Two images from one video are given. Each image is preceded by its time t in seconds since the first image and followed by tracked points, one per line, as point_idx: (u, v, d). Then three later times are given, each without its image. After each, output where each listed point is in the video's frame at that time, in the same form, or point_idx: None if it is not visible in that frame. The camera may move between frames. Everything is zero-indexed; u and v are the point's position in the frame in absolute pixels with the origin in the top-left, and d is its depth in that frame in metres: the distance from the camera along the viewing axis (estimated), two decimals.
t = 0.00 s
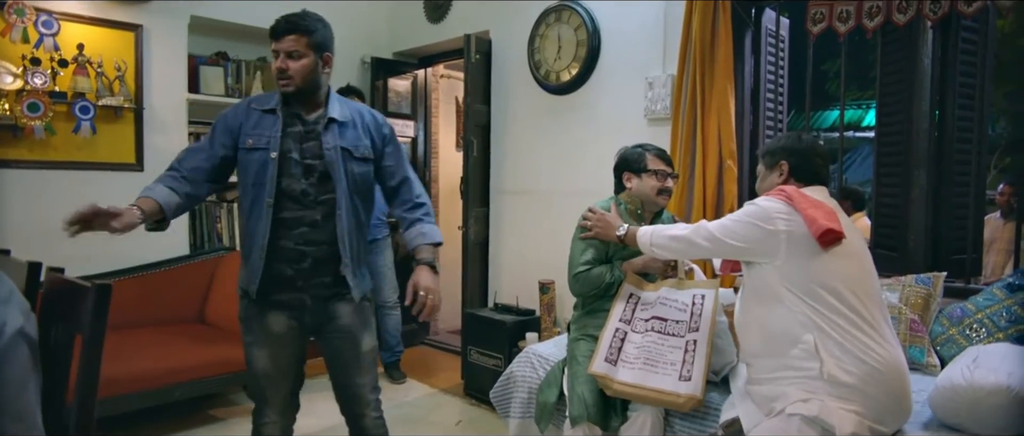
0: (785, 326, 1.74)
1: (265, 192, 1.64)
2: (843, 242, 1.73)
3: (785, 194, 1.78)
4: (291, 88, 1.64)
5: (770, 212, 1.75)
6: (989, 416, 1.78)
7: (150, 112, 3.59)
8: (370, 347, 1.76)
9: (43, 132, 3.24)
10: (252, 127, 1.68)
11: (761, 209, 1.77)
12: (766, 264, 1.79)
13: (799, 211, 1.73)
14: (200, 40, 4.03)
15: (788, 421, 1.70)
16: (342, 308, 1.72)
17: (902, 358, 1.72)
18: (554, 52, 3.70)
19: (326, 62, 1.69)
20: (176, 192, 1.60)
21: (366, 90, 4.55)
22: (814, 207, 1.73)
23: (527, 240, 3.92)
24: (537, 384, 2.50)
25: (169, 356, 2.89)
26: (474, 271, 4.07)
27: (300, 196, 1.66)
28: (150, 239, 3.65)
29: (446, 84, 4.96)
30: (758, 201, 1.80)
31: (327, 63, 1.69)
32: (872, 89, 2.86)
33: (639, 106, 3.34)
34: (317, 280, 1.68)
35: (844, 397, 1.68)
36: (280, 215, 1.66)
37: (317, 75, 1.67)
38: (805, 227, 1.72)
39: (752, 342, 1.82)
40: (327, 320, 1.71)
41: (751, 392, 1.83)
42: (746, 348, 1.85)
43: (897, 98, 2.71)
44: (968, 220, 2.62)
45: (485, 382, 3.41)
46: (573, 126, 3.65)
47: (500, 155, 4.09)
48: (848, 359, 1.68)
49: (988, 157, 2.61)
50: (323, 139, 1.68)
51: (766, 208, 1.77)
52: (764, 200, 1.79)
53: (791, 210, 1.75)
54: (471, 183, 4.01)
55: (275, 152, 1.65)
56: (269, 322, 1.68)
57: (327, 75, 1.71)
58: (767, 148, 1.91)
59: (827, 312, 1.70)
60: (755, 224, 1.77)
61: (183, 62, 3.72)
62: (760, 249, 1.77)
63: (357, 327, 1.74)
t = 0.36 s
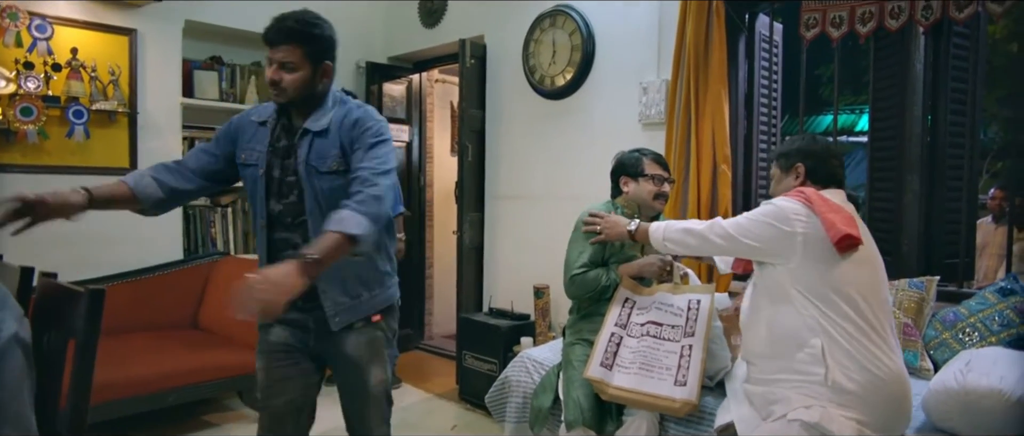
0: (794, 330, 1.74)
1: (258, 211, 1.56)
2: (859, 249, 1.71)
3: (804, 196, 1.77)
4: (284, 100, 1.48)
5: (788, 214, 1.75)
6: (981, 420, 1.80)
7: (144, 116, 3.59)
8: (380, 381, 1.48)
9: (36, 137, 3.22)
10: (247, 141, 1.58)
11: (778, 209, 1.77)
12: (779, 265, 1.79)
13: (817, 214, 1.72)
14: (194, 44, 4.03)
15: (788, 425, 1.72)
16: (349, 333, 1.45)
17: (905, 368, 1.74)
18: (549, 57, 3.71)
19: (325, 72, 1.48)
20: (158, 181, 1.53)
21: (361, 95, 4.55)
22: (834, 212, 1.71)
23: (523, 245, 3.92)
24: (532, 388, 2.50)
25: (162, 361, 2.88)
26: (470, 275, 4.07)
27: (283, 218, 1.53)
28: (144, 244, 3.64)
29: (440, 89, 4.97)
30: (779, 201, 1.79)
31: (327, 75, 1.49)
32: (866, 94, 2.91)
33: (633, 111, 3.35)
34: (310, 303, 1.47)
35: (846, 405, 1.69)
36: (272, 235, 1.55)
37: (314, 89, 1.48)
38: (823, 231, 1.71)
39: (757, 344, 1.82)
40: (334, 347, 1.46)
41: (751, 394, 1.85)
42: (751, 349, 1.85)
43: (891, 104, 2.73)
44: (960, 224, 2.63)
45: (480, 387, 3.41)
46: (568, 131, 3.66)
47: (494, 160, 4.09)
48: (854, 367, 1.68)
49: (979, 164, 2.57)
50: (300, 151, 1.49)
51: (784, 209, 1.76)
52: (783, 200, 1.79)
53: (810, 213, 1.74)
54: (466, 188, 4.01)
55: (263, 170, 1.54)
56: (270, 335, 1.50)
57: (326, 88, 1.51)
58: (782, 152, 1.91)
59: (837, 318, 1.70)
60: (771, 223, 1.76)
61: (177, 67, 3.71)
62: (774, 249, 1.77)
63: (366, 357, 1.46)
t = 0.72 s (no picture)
0: (801, 341, 1.74)
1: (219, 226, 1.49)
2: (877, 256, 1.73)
3: (824, 208, 1.75)
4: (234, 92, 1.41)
5: (814, 229, 1.72)
6: (972, 427, 1.80)
7: (138, 124, 3.58)
8: (317, 410, 1.34)
9: (29, 144, 3.21)
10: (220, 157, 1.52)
11: (804, 227, 1.73)
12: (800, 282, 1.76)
13: (840, 226, 1.71)
14: (189, 52, 4.03)
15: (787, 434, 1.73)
16: (294, 354, 1.38)
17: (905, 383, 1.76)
18: (543, 65, 3.72)
19: (271, 58, 1.37)
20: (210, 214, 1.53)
21: (356, 103, 4.55)
22: (856, 222, 1.71)
23: (517, 253, 3.91)
24: (526, 396, 2.50)
25: (155, 370, 2.86)
26: (464, 283, 4.07)
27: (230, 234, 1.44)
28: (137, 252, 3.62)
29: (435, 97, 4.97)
30: (799, 214, 1.76)
31: (275, 65, 1.37)
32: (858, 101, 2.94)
33: (628, 119, 3.36)
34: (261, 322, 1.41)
35: (847, 417, 1.70)
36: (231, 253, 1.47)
37: (264, 82, 1.38)
38: (847, 243, 1.70)
39: (760, 354, 1.82)
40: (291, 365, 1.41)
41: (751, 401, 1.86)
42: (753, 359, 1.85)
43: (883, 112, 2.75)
44: (952, 232, 2.65)
45: (475, 395, 3.40)
46: (563, 138, 3.66)
47: (489, 168, 4.10)
48: (857, 380, 1.69)
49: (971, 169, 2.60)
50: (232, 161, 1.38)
51: (808, 224, 1.73)
52: (803, 215, 1.75)
53: (832, 225, 1.72)
54: (461, 196, 4.02)
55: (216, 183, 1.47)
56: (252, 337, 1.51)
57: (280, 80, 1.40)
58: (788, 159, 1.89)
59: (845, 332, 1.71)
60: (793, 242, 1.74)
61: (172, 75, 3.71)
62: (796, 270, 1.75)
63: (308, 379, 1.37)
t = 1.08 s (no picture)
0: (800, 343, 1.75)
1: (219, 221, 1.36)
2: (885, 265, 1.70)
3: (835, 209, 1.75)
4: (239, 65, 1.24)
5: (820, 228, 1.73)
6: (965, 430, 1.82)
7: (133, 127, 3.58)
8: None
9: (23, 147, 3.20)
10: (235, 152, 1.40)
11: (810, 226, 1.75)
12: (803, 283, 1.77)
13: (848, 229, 1.71)
14: (184, 56, 4.03)
15: None
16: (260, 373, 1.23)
17: (902, 388, 1.77)
18: (539, 68, 3.72)
19: (280, 24, 1.20)
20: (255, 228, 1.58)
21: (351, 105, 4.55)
22: (864, 227, 1.70)
23: (513, 256, 3.92)
24: (521, 400, 2.50)
25: (150, 373, 2.86)
26: (460, 285, 4.08)
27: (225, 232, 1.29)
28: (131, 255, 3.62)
29: (430, 100, 4.97)
30: (809, 214, 1.77)
31: (283, 32, 1.20)
32: (853, 106, 2.96)
33: (623, 122, 3.37)
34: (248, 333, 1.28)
35: (840, 421, 1.71)
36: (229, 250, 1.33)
37: (271, 51, 1.20)
38: (853, 247, 1.70)
39: (760, 353, 1.83)
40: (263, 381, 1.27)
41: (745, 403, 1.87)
42: (752, 361, 1.86)
43: (878, 116, 2.76)
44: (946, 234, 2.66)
45: (470, 398, 3.40)
46: (558, 141, 3.66)
47: (485, 172, 4.10)
48: (853, 385, 1.70)
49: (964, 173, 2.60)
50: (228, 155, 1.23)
51: (816, 224, 1.74)
52: (812, 215, 1.77)
53: (839, 227, 1.72)
54: (456, 198, 4.02)
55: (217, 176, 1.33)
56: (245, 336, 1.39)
57: (290, 50, 1.21)
58: (815, 155, 1.91)
59: (845, 337, 1.71)
60: (799, 241, 1.75)
61: (167, 79, 3.71)
62: (798, 270, 1.76)
63: (266, 403, 1.21)
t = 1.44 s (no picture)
0: (812, 338, 1.75)
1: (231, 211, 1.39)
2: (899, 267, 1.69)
3: (854, 205, 1.75)
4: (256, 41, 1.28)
5: (836, 224, 1.73)
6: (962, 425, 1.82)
7: (129, 123, 3.57)
8: None
9: (18, 143, 3.19)
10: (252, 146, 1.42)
11: (826, 220, 1.75)
12: (815, 280, 1.77)
13: (865, 228, 1.71)
14: (181, 51, 4.02)
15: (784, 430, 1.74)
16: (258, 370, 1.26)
17: (908, 388, 1.78)
18: (536, 63, 3.72)
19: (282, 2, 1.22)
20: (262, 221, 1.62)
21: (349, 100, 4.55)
22: (882, 228, 1.69)
23: (510, 251, 3.92)
24: (519, 395, 2.49)
25: (147, 369, 2.85)
26: (457, 280, 4.08)
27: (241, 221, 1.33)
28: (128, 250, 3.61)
29: (428, 96, 4.97)
30: (829, 207, 1.77)
31: (285, 9, 1.22)
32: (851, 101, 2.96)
33: (621, 118, 3.37)
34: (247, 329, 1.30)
35: (848, 418, 1.71)
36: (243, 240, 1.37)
37: (278, 30, 1.24)
38: (868, 245, 1.70)
39: (771, 347, 1.83)
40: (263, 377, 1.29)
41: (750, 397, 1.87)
42: (762, 353, 1.86)
43: (875, 112, 2.76)
44: (943, 229, 2.67)
45: (468, 394, 3.40)
46: (556, 137, 3.66)
47: (482, 167, 4.09)
48: (863, 382, 1.70)
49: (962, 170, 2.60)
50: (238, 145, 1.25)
51: (833, 219, 1.74)
52: (830, 210, 1.76)
53: (857, 225, 1.72)
54: (453, 194, 4.02)
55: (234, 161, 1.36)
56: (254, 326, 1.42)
57: (295, 28, 1.23)
58: (841, 148, 1.95)
59: (857, 333, 1.72)
60: (813, 236, 1.75)
61: (164, 75, 3.70)
62: (809, 265, 1.76)
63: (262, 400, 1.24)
